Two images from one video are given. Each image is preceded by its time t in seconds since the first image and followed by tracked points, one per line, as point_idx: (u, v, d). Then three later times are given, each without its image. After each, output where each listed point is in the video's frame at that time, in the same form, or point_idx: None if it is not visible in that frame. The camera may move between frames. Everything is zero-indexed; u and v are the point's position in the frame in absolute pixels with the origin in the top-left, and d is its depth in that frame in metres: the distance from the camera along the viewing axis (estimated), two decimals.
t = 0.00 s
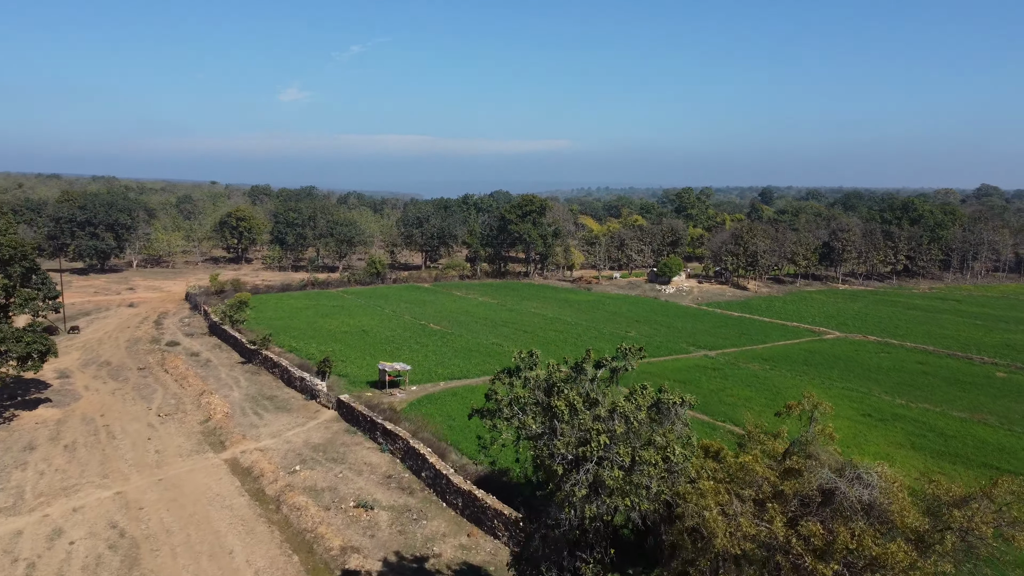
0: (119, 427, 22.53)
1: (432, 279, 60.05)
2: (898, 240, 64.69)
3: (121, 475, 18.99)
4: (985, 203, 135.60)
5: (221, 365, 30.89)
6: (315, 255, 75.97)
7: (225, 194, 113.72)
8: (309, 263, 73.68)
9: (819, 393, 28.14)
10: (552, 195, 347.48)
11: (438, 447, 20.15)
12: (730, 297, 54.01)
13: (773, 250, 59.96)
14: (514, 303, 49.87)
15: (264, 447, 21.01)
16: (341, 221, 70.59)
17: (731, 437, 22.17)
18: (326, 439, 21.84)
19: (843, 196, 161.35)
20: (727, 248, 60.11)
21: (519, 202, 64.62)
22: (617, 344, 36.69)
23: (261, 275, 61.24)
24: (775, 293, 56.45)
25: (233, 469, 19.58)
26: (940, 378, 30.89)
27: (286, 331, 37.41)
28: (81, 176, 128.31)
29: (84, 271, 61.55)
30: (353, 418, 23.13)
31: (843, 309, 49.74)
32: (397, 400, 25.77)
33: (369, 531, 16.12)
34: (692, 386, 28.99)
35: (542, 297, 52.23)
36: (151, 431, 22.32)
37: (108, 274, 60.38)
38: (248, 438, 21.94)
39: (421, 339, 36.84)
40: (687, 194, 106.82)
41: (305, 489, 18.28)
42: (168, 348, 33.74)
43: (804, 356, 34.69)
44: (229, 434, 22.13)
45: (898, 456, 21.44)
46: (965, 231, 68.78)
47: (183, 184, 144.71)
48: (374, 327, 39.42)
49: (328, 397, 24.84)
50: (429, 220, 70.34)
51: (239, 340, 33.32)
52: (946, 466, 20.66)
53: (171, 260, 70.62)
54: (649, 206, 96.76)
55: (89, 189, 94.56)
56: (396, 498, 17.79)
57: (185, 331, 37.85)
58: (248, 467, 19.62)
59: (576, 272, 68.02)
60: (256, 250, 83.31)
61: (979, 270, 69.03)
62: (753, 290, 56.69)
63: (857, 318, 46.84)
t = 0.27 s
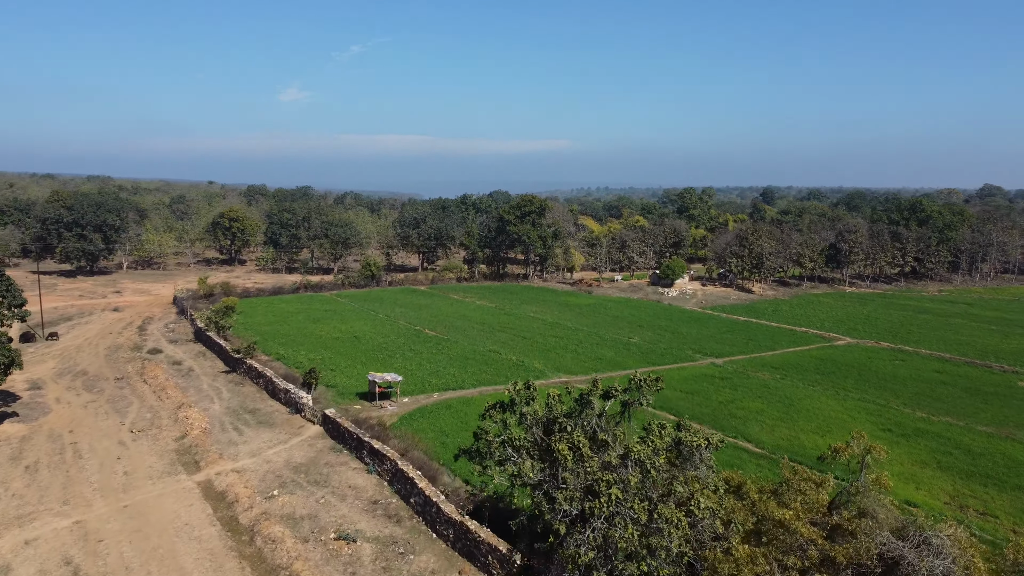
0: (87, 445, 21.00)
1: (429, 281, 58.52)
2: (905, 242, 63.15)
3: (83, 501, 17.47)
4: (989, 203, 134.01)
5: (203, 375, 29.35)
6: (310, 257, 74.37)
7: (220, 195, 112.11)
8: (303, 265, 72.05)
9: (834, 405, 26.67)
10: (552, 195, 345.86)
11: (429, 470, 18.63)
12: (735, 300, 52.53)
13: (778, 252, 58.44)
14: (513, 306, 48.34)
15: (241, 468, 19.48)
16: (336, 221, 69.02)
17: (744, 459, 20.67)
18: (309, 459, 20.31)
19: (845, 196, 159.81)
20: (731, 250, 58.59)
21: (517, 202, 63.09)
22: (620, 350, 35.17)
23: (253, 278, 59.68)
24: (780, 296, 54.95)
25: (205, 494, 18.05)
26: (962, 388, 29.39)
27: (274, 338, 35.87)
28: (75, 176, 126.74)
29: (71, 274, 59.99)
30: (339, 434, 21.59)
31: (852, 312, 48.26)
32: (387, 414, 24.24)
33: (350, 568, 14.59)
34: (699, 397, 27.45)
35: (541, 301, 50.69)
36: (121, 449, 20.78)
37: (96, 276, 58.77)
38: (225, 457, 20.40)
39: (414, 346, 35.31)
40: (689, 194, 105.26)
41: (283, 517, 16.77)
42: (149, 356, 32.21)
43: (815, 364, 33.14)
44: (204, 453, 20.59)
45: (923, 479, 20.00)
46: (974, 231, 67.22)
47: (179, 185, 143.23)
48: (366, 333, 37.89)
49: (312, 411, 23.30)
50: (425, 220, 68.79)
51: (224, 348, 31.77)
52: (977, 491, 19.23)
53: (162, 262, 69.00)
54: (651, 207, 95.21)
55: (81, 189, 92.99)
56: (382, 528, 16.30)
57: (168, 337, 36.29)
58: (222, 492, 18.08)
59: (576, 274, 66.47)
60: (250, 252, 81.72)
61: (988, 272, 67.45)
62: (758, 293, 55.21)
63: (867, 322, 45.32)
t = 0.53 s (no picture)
0: (50, 466, 19.47)
1: (426, 284, 56.99)
2: (914, 243, 61.68)
3: (39, 531, 15.95)
4: (994, 203, 132.47)
5: (184, 385, 27.82)
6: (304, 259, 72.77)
7: (215, 195, 110.45)
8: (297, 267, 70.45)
9: (851, 418, 25.20)
10: (552, 195, 344.30)
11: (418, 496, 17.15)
12: (740, 304, 51.04)
13: (784, 254, 56.95)
14: (511, 310, 46.83)
15: (215, 492, 17.99)
16: (330, 222, 67.43)
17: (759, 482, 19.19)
18: (289, 481, 18.81)
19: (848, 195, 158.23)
20: (735, 252, 57.09)
21: (516, 202, 61.57)
22: (622, 358, 33.70)
23: (244, 281, 58.11)
24: (786, 299, 53.49)
25: (173, 522, 16.55)
26: (984, 398, 27.93)
27: (262, 345, 34.37)
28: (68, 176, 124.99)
29: (58, 276, 58.39)
30: (322, 454, 20.10)
31: (861, 317, 46.81)
32: (376, 429, 22.73)
33: None
34: (707, 409, 25.96)
35: (541, 304, 49.17)
36: (87, 471, 19.26)
37: (82, 279, 57.17)
38: (198, 479, 18.89)
39: (408, 352, 33.79)
40: (690, 194, 103.66)
41: (256, 550, 15.25)
42: (128, 365, 30.67)
43: (826, 373, 31.63)
44: (177, 475, 19.08)
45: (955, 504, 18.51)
46: (984, 232, 65.72)
47: (175, 185, 141.51)
48: (358, 339, 36.42)
49: (295, 427, 21.80)
50: (422, 221, 67.22)
51: (207, 356, 30.26)
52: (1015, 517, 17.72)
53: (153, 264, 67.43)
54: (652, 207, 93.66)
55: (72, 189, 91.31)
56: (364, 564, 14.79)
57: (151, 343, 34.78)
58: (191, 521, 16.57)
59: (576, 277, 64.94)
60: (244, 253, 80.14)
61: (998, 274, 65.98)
62: (763, 296, 53.75)
63: (877, 326, 43.83)
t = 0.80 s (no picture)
0: (6, 491, 17.90)
1: (422, 287, 55.44)
2: (922, 245, 60.13)
3: None
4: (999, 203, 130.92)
5: (162, 397, 26.26)
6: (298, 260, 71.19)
7: (210, 195, 108.84)
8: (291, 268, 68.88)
9: (871, 434, 23.66)
10: (551, 196, 342.62)
11: (404, 528, 15.60)
12: (746, 307, 49.46)
13: (790, 255, 55.40)
14: (510, 314, 45.26)
15: (182, 522, 16.41)
16: (325, 223, 65.86)
17: (777, 510, 17.64)
18: (265, 509, 17.25)
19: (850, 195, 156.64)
20: (740, 254, 55.55)
21: (515, 203, 60.03)
22: (625, 366, 32.15)
23: (236, 284, 56.55)
24: (793, 303, 51.94)
25: (133, 557, 14.98)
26: (1010, 411, 26.39)
27: (247, 354, 32.77)
28: (61, 176, 123.31)
29: (44, 279, 56.83)
30: (303, 477, 18.56)
31: (871, 321, 45.27)
32: (362, 449, 21.17)
33: None
34: (717, 424, 24.42)
35: (540, 308, 47.60)
36: (46, 497, 17.70)
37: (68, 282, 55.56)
38: (166, 506, 17.32)
39: (400, 361, 32.18)
40: (692, 194, 102.07)
41: None
42: (105, 374, 29.09)
43: (840, 382, 30.05)
44: (143, 501, 17.52)
45: (993, 533, 16.97)
46: (994, 232, 64.17)
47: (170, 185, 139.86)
48: (349, 346, 34.85)
49: (275, 445, 20.25)
50: (419, 222, 65.66)
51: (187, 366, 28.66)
52: None
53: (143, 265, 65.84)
54: (654, 207, 92.09)
55: (63, 189, 89.66)
56: None
57: (132, 351, 33.20)
58: (154, 556, 15.01)
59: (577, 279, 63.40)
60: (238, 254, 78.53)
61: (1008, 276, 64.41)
62: (769, 299, 52.22)
63: (889, 331, 42.27)
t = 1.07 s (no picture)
0: None
1: (418, 290, 53.89)
2: (932, 247, 58.61)
3: None
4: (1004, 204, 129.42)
5: (138, 411, 24.70)
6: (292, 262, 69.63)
7: (204, 196, 107.22)
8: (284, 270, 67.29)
9: (893, 452, 22.11)
10: (551, 196, 341.07)
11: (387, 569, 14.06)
12: (751, 312, 47.93)
13: (797, 258, 53.87)
14: (508, 319, 43.69)
15: (144, 559, 14.87)
16: (319, 224, 64.28)
17: (800, 543, 16.09)
18: (237, 543, 15.69)
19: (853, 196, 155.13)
20: (746, 256, 54.00)
21: (514, 204, 58.46)
22: (629, 376, 30.60)
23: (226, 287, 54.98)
24: (800, 307, 50.42)
25: None
26: None
27: (232, 363, 31.21)
28: (54, 176, 121.69)
29: (29, 282, 55.21)
30: (281, 506, 17.02)
31: (882, 326, 43.74)
32: (347, 471, 19.64)
33: None
34: (728, 441, 22.86)
35: (540, 313, 46.05)
36: None
37: (54, 285, 53.96)
38: (128, 539, 15.78)
39: (392, 370, 30.60)
40: (694, 194, 100.49)
41: None
42: (79, 386, 27.52)
43: (856, 394, 28.46)
44: (104, 534, 15.97)
45: None
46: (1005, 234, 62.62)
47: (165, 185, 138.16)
48: (340, 354, 33.30)
49: (251, 468, 18.74)
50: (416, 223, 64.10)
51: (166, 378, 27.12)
52: None
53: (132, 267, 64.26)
54: (656, 208, 90.54)
55: (54, 190, 87.99)
56: None
57: (111, 359, 31.65)
58: None
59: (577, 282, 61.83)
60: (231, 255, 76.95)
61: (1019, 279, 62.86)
62: (775, 303, 50.70)
63: (902, 337, 40.74)
